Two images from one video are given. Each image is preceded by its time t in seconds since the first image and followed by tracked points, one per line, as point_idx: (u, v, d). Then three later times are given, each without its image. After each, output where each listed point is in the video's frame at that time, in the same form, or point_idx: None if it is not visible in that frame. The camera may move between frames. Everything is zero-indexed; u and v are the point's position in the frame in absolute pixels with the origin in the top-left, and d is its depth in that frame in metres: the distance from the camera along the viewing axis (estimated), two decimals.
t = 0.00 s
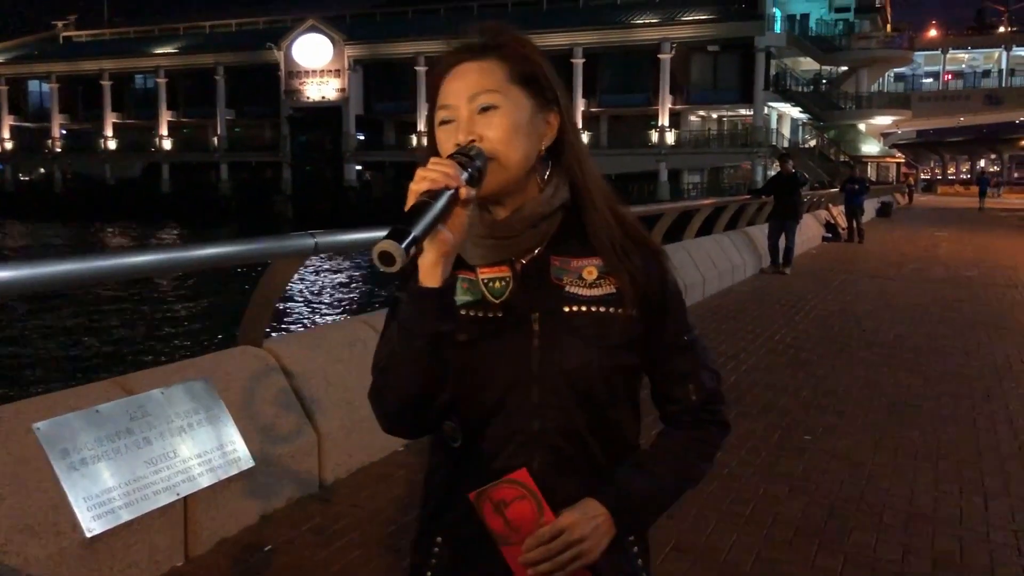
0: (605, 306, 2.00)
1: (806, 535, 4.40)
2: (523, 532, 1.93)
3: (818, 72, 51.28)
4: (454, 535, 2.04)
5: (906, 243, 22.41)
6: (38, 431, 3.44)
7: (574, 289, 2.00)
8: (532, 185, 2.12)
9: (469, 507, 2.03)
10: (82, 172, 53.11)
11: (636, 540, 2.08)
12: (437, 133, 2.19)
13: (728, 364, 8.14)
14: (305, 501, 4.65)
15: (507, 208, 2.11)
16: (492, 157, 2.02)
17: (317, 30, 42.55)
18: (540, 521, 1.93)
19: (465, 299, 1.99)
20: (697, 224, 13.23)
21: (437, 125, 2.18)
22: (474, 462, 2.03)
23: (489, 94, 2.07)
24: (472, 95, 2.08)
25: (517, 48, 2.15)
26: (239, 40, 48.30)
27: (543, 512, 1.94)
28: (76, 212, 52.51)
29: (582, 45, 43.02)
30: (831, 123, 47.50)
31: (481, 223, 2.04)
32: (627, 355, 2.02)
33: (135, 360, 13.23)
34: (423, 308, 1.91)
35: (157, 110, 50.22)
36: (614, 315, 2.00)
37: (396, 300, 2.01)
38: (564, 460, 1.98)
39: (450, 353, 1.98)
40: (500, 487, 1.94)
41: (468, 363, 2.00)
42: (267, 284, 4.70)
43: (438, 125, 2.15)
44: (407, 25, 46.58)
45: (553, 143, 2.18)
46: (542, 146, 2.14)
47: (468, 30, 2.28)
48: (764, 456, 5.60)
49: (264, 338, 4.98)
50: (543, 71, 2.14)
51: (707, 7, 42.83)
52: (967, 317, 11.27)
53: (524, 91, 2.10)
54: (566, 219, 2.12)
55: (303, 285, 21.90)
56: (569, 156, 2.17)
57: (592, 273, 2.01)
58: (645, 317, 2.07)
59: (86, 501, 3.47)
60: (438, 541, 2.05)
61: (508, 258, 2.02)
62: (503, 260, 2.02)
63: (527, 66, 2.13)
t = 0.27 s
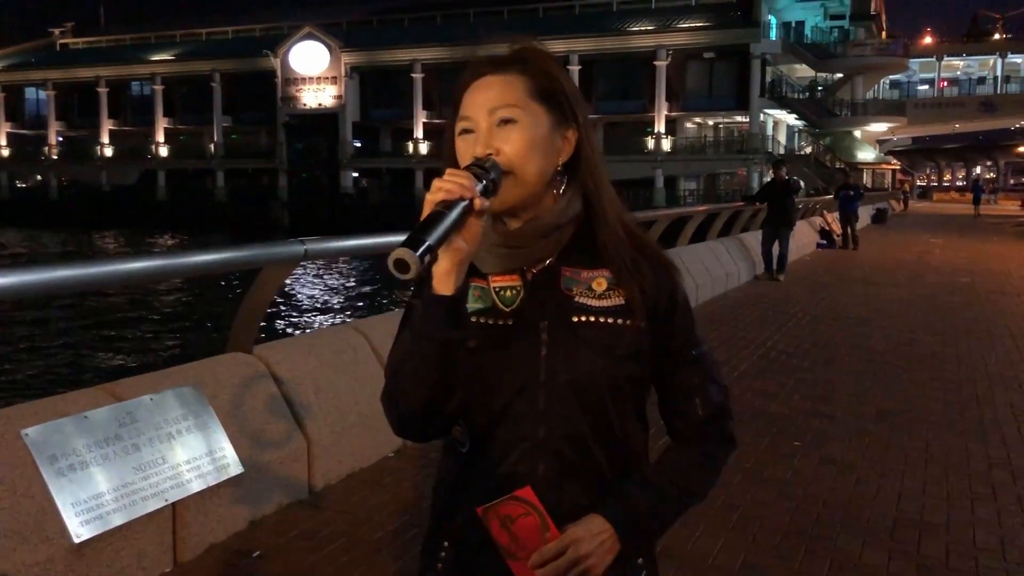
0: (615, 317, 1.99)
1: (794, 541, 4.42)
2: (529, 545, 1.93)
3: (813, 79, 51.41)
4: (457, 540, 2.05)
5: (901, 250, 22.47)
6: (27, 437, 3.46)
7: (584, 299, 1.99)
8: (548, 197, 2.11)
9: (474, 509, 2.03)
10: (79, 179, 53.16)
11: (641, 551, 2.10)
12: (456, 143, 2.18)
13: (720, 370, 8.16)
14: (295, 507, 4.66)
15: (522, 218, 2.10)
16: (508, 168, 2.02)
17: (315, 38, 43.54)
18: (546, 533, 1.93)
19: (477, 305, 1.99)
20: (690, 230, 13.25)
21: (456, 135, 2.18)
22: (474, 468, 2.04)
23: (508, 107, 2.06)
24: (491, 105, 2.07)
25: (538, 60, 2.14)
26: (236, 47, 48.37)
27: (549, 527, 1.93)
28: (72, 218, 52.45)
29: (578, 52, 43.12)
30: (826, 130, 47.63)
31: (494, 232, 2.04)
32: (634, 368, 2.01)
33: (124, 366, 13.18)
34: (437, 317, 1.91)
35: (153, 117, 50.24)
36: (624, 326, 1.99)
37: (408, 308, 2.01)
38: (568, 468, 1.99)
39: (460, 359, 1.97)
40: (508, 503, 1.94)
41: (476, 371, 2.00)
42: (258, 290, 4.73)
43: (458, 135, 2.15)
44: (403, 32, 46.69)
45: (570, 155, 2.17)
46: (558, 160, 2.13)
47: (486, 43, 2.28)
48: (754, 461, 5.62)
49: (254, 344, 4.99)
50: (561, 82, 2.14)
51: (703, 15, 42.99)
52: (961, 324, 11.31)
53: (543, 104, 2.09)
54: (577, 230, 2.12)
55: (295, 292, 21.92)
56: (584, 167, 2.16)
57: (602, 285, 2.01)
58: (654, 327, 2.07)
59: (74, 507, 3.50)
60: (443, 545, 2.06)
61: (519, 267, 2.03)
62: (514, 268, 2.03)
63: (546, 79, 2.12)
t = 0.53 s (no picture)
0: (609, 330, 2.01)
1: (783, 542, 4.46)
2: (517, 552, 1.91)
3: (809, 81, 51.54)
4: (448, 543, 2.03)
5: (897, 251, 22.56)
6: (19, 447, 3.49)
7: (578, 310, 2.00)
8: (550, 210, 2.11)
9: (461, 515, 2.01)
10: (77, 188, 53.32)
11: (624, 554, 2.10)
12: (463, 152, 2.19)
13: (713, 373, 8.20)
14: (285, 513, 4.69)
15: (523, 229, 2.10)
16: (510, 184, 2.02)
17: (312, 44, 43.37)
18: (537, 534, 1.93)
19: (473, 313, 2.01)
20: (685, 234, 13.28)
21: (465, 146, 2.18)
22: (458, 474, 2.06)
23: (517, 122, 2.07)
24: (501, 120, 2.09)
25: (548, 77, 2.16)
26: (233, 55, 48.49)
27: (536, 534, 1.92)
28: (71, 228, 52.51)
29: (574, 56, 43.23)
30: (822, 132, 47.76)
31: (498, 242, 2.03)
32: (626, 379, 2.03)
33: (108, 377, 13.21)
34: (435, 321, 1.91)
35: (151, 126, 50.33)
36: (616, 339, 2.01)
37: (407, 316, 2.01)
38: (559, 474, 1.97)
39: (457, 365, 1.96)
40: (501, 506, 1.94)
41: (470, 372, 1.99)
42: (249, 300, 4.77)
43: (466, 146, 2.16)
44: (400, 39, 46.79)
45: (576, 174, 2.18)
46: (563, 175, 2.14)
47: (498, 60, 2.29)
48: (746, 464, 5.65)
49: (247, 351, 5.04)
50: (571, 102, 2.18)
51: (698, 18, 43.13)
52: (955, 324, 11.36)
53: (551, 122, 2.11)
54: (576, 243, 2.12)
55: (291, 298, 21.98)
56: (589, 187, 2.19)
57: (596, 296, 2.02)
58: (645, 344, 2.10)
59: (67, 514, 3.54)
60: (433, 545, 2.05)
61: (518, 275, 2.03)
62: (512, 277, 2.03)
63: (556, 97, 2.14)
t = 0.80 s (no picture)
0: (587, 330, 2.03)
1: (775, 535, 4.48)
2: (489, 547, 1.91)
3: (801, 76, 51.60)
4: (420, 535, 2.02)
5: (891, 244, 22.60)
6: (9, 453, 3.49)
7: (558, 310, 2.02)
8: (534, 212, 2.13)
9: (436, 508, 2.00)
10: (71, 196, 53.24)
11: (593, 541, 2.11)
12: (452, 151, 2.19)
13: (706, 369, 8.22)
14: (280, 514, 4.71)
15: (509, 229, 2.11)
16: (495, 187, 2.03)
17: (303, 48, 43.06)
18: (512, 481, 1.88)
19: (454, 309, 2.02)
20: (677, 231, 13.30)
21: (455, 144, 2.18)
22: (433, 464, 2.01)
23: (509, 127, 2.08)
24: (491, 123, 2.09)
25: (541, 81, 2.16)
26: (225, 60, 48.45)
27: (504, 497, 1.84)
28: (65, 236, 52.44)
29: (566, 55, 43.24)
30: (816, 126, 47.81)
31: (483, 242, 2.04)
32: (600, 379, 2.05)
33: (89, 389, 13.22)
34: (417, 318, 1.92)
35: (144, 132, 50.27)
36: (594, 340, 2.03)
37: (385, 309, 2.00)
38: (536, 463, 1.97)
39: (438, 359, 1.97)
40: (478, 446, 1.89)
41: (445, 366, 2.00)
42: (238, 303, 4.78)
43: (457, 144, 2.16)
44: (391, 41, 46.75)
45: (562, 178, 2.19)
46: (551, 180, 2.15)
47: (490, 60, 2.28)
48: (737, 458, 5.68)
49: (238, 355, 5.05)
50: (563, 105, 2.18)
51: (689, 15, 43.17)
52: (948, 316, 11.39)
53: (542, 125, 2.12)
54: (559, 245, 2.14)
55: (283, 301, 21.98)
56: (575, 190, 2.20)
57: (576, 297, 2.04)
58: (624, 345, 2.12)
59: (59, 521, 3.55)
60: (406, 541, 2.03)
61: (501, 272, 2.04)
62: (494, 274, 2.04)
63: (548, 101, 2.14)
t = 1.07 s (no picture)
0: (550, 318, 2.04)
1: (763, 521, 4.51)
2: (454, 536, 1.91)
3: (791, 66, 51.62)
4: (385, 529, 2.01)
5: (882, 232, 22.64)
6: None
7: (521, 299, 2.03)
8: (498, 204, 2.13)
9: (400, 497, 1.99)
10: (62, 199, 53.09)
11: (559, 527, 2.12)
12: (416, 141, 2.19)
13: (696, 359, 8.23)
14: (272, 512, 4.72)
15: (472, 220, 2.11)
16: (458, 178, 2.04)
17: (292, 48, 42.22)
18: (479, 468, 1.88)
19: (420, 298, 2.01)
20: (667, 222, 13.30)
21: (419, 135, 2.18)
22: (399, 453, 2.00)
23: (473, 117, 2.09)
24: (455, 113, 2.10)
25: (505, 74, 2.16)
26: (214, 60, 48.30)
27: (470, 491, 1.86)
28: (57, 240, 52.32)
29: (555, 49, 43.21)
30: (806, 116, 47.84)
31: (447, 233, 2.04)
32: (563, 368, 2.06)
33: (68, 392, 13.18)
34: (379, 307, 1.92)
35: (134, 134, 50.12)
36: (557, 329, 2.05)
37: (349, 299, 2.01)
38: (501, 452, 1.96)
39: (402, 351, 1.98)
40: (448, 432, 1.88)
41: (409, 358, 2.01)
42: (225, 301, 4.78)
43: (420, 133, 2.16)
44: (380, 38, 46.67)
45: (524, 168, 2.19)
46: (514, 171, 2.15)
47: (456, 52, 2.29)
48: (726, 447, 5.69)
49: (226, 354, 5.06)
50: (527, 95, 2.18)
51: (678, 7, 43.18)
52: (938, 302, 11.42)
53: (506, 118, 2.12)
54: (523, 236, 2.14)
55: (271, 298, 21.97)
56: (539, 181, 2.20)
57: (538, 287, 2.05)
58: (589, 334, 2.12)
59: (49, 521, 3.55)
60: (372, 532, 2.02)
61: (465, 264, 2.04)
62: (458, 265, 2.03)
63: (513, 92, 2.15)
